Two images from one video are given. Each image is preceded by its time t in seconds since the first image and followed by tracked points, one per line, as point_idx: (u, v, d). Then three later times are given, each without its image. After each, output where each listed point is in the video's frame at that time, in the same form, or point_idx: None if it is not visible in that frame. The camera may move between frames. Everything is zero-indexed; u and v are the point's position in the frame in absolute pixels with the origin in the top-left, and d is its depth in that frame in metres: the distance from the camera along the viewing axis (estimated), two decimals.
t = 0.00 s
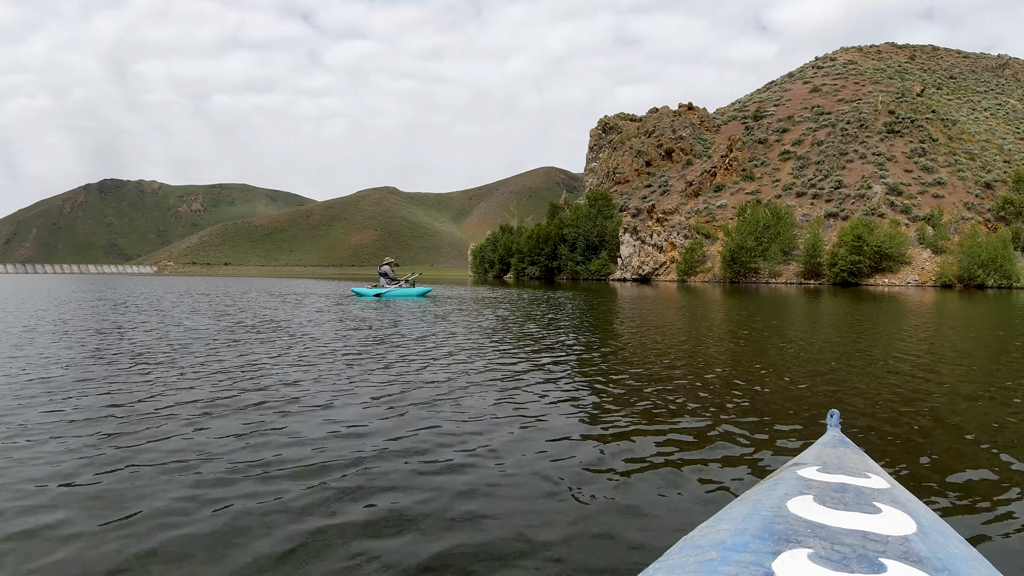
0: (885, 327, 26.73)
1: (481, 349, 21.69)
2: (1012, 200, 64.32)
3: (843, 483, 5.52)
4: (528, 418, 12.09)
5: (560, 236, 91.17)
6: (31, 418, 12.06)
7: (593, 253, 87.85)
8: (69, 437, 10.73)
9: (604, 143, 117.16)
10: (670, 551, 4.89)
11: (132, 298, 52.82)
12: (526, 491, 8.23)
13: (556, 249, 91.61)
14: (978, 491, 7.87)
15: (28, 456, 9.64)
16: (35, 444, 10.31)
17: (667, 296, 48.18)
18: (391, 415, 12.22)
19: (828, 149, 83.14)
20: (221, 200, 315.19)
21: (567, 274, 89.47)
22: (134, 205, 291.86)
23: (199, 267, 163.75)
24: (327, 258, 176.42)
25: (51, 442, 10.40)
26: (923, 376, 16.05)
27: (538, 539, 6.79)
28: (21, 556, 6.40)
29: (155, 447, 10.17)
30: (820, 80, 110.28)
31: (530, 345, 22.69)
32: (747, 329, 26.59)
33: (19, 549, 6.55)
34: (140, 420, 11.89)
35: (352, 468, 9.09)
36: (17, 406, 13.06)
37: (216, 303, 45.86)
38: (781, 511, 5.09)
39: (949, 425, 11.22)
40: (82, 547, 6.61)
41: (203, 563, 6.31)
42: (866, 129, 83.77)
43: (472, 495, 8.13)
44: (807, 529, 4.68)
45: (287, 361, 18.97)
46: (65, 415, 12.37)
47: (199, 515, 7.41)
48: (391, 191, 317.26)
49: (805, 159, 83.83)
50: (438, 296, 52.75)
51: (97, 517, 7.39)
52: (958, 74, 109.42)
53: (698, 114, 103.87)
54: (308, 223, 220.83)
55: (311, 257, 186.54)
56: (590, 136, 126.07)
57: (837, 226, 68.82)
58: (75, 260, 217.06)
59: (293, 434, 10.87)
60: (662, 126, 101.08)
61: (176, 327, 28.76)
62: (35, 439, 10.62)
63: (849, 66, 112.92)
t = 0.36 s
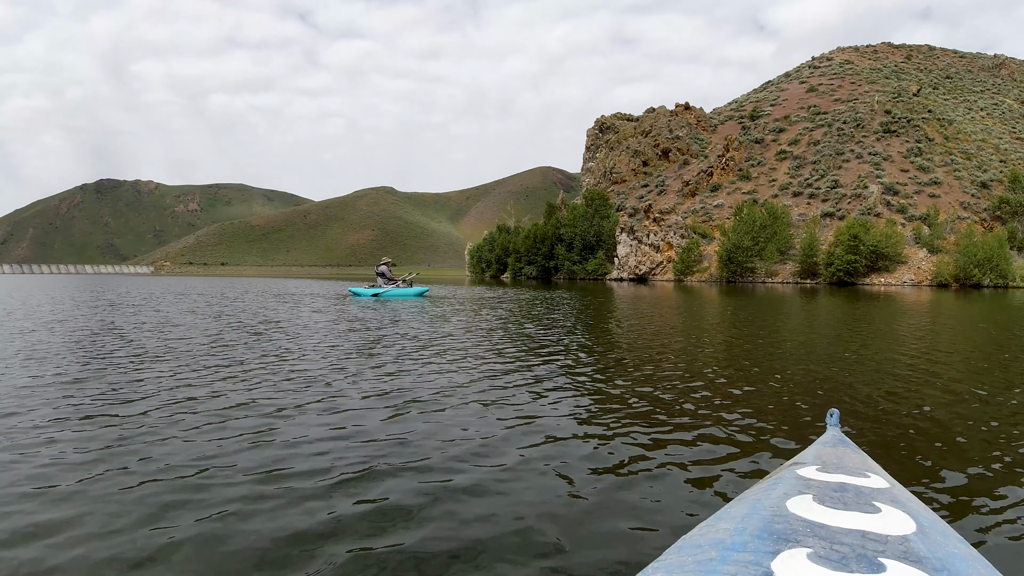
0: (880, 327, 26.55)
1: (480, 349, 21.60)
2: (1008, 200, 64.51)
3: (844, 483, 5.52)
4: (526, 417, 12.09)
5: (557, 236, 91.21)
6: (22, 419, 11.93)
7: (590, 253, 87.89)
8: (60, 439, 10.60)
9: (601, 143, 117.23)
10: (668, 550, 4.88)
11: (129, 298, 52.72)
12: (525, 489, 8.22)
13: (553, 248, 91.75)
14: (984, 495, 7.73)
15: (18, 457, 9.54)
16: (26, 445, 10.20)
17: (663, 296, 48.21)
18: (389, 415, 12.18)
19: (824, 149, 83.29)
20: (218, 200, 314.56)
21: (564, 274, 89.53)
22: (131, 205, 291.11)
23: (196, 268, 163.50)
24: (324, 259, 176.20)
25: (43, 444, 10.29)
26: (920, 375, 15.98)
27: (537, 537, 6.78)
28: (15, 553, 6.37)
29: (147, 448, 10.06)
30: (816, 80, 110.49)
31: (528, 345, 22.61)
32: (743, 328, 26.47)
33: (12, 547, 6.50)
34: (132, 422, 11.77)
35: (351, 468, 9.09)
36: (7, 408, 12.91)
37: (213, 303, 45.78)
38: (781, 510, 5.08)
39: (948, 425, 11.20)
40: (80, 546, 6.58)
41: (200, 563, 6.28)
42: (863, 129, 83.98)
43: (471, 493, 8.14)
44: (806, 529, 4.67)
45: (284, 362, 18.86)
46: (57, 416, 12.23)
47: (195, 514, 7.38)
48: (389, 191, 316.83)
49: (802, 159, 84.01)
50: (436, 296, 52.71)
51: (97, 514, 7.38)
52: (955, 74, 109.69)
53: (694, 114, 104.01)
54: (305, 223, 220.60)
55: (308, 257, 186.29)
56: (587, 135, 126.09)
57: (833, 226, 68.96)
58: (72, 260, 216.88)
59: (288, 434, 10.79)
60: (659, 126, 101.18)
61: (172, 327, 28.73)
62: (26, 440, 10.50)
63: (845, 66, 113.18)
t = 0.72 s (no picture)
0: (879, 328, 26.38)
1: (482, 349, 21.60)
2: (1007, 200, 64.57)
3: (847, 482, 5.55)
4: (528, 418, 12.10)
5: (557, 236, 91.29)
6: (20, 421, 11.90)
7: (589, 252, 87.95)
8: (57, 441, 10.57)
9: (601, 143, 117.27)
10: (672, 548, 4.91)
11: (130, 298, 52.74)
12: (528, 490, 8.26)
13: (553, 248, 91.84)
14: (986, 494, 7.75)
15: (15, 459, 9.51)
16: (24, 447, 10.19)
17: (663, 295, 48.28)
18: (392, 415, 12.19)
19: (824, 149, 83.32)
20: (217, 200, 314.43)
21: (564, 274, 89.59)
22: (130, 205, 291.04)
23: (196, 267, 163.62)
24: (324, 259, 176.23)
25: (41, 445, 10.28)
26: (921, 376, 15.94)
27: (541, 538, 6.81)
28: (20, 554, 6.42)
29: (146, 449, 10.03)
30: (815, 80, 110.54)
31: (530, 345, 22.59)
32: (743, 328, 26.40)
33: (16, 548, 6.55)
34: (131, 423, 11.73)
35: (355, 468, 9.13)
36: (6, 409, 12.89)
37: (214, 303, 45.82)
38: (784, 509, 5.12)
39: (950, 425, 11.20)
40: (86, 547, 6.63)
41: (206, 563, 6.32)
42: (862, 129, 83.99)
43: (474, 494, 8.17)
44: (810, 528, 4.71)
45: (284, 362, 18.83)
46: (59, 416, 12.26)
47: (200, 515, 7.42)
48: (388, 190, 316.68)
49: (801, 159, 84.04)
50: (437, 296, 52.74)
51: (103, 515, 7.43)
52: (954, 74, 109.74)
53: (694, 114, 104.06)
54: (304, 223, 220.58)
55: (308, 257, 186.26)
56: (586, 135, 126.08)
57: (833, 225, 68.99)
58: (72, 260, 217.06)
59: (288, 435, 10.77)
60: (658, 126, 101.23)
61: (172, 327, 28.83)
62: (25, 441, 10.50)
63: (844, 66, 113.23)
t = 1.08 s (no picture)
0: (879, 328, 26.23)
1: (482, 349, 21.55)
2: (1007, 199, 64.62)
3: (850, 482, 5.55)
4: (529, 418, 12.06)
5: (556, 236, 91.33)
6: (21, 422, 11.84)
7: (589, 252, 87.98)
8: (57, 442, 10.51)
9: (600, 143, 117.28)
10: (675, 549, 4.90)
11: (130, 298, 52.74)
12: (529, 489, 8.25)
13: (552, 248, 91.86)
14: (990, 494, 7.74)
15: (16, 460, 9.47)
16: (24, 448, 10.12)
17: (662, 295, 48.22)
18: (392, 416, 12.15)
19: (823, 148, 83.29)
20: (217, 200, 314.28)
21: (564, 274, 89.62)
22: (130, 206, 291.06)
23: (196, 268, 163.67)
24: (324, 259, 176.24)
25: (43, 446, 10.23)
26: (923, 376, 15.85)
27: (544, 538, 6.80)
28: (18, 557, 6.39)
29: (148, 451, 9.97)
30: (815, 80, 110.52)
31: (531, 345, 22.56)
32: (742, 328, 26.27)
33: (14, 551, 6.51)
34: (133, 424, 11.68)
35: (355, 468, 9.12)
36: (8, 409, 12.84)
37: (214, 303, 45.79)
38: (788, 510, 5.11)
39: (954, 425, 11.15)
40: (87, 548, 6.62)
41: (207, 563, 6.31)
42: (861, 129, 83.99)
43: (476, 493, 8.17)
44: (813, 528, 4.70)
45: (287, 362, 18.80)
46: (59, 417, 12.25)
47: (202, 516, 7.42)
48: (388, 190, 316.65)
49: (800, 158, 84.02)
50: (437, 296, 52.75)
51: (104, 516, 7.43)
52: (954, 73, 109.74)
53: (693, 113, 104.04)
54: (304, 223, 220.55)
55: (308, 257, 186.24)
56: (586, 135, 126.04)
57: (832, 225, 68.99)
58: (72, 260, 216.97)
59: (291, 436, 10.72)
60: (658, 126, 101.22)
61: (173, 327, 28.86)
62: (26, 442, 10.48)
63: (843, 65, 113.23)
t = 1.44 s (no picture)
0: (878, 328, 26.05)
1: (480, 350, 21.48)
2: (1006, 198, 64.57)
3: (851, 483, 5.54)
4: (527, 418, 12.07)
5: (555, 235, 91.31)
6: (20, 421, 11.82)
7: (588, 252, 88.03)
8: (57, 441, 10.52)
9: (599, 143, 117.33)
10: (675, 550, 4.87)
11: (129, 299, 52.73)
12: (529, 490, 8.23)
13: (551, 248, 91.86)
14: (990, 494, 7.73)
15: (13, 459, 9.49)
16: (24, 447, 10.15)
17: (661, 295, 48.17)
18: (390, 416, 12.14)
19: (822, 148, 83.31)
20: (216, 200, 313.93)
21: (562, 274, 89.67)
22: (129, 206, 290.71)
23: (195, 268, 163.74)
24: (323, 260, 176.12)
25: (41, 446, 10.21)
26: (919, 376, 15.79)
27: (543, 539, 6.79)
28: (12, 558, 6.36)
29: (147, 451, 9.96)
30: (814, 79, 110.55)
31: (528, 345, 22.46)
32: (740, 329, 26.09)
33: (11, 551, 6.51)
34: (132, 423, 11.71)
35: (354, 468, 9.13)
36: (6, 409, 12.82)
37: (213, 303, 45.74)
38: (788, 511, 5.08)
39: (952, 425, 11.13)
40: (84, 550, 6.58)
41: (204, 565, 6.28)
42: (860, 128, 84.05)
43: (474, 493, 8.16)
44: (813, 529, 4.68)
45: (287, 363, 18.79)
46: (58, 416, 12.30)
47: (201, 517, 7.40)
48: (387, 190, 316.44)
49: (799, 158, 84.02)
50: (436, 296, 52.74)
51: (101, 517, 7.40)
52: (953, 73, 109.76)
53: (692, 113, 104.01)
54: (303, 222, 220.44)
55: (307, 257, 186.12)
56: (585, 134, 126.00)
57: (831, 224, 69.04)
58: (70, 260, 216.75)
59: (290, 436, 10.70)
60: (657, 126, 101.16)
61: (173, 327, 28.87)
62: (24, 442, 10.50)
63: (843, 65, 113.30)
